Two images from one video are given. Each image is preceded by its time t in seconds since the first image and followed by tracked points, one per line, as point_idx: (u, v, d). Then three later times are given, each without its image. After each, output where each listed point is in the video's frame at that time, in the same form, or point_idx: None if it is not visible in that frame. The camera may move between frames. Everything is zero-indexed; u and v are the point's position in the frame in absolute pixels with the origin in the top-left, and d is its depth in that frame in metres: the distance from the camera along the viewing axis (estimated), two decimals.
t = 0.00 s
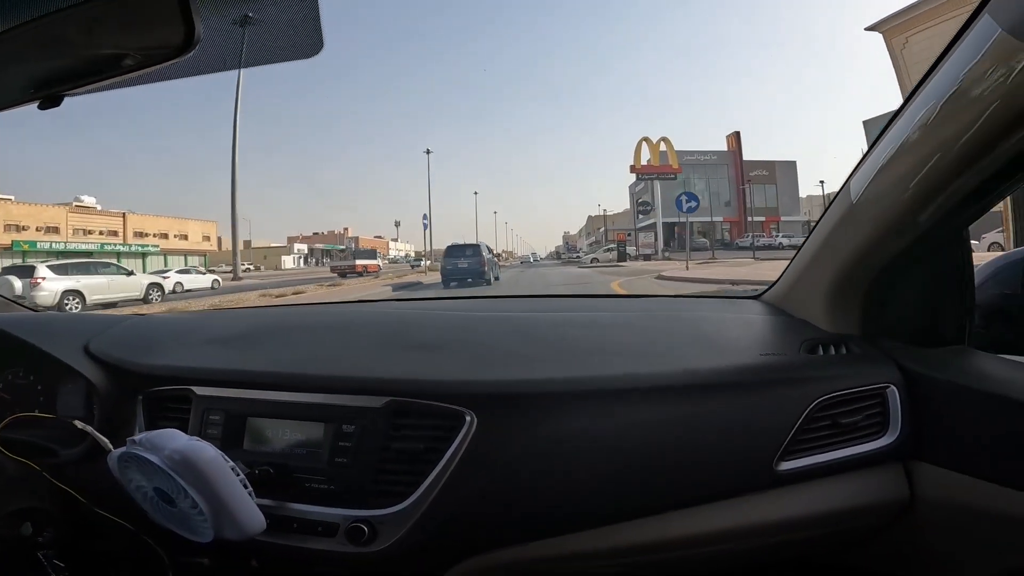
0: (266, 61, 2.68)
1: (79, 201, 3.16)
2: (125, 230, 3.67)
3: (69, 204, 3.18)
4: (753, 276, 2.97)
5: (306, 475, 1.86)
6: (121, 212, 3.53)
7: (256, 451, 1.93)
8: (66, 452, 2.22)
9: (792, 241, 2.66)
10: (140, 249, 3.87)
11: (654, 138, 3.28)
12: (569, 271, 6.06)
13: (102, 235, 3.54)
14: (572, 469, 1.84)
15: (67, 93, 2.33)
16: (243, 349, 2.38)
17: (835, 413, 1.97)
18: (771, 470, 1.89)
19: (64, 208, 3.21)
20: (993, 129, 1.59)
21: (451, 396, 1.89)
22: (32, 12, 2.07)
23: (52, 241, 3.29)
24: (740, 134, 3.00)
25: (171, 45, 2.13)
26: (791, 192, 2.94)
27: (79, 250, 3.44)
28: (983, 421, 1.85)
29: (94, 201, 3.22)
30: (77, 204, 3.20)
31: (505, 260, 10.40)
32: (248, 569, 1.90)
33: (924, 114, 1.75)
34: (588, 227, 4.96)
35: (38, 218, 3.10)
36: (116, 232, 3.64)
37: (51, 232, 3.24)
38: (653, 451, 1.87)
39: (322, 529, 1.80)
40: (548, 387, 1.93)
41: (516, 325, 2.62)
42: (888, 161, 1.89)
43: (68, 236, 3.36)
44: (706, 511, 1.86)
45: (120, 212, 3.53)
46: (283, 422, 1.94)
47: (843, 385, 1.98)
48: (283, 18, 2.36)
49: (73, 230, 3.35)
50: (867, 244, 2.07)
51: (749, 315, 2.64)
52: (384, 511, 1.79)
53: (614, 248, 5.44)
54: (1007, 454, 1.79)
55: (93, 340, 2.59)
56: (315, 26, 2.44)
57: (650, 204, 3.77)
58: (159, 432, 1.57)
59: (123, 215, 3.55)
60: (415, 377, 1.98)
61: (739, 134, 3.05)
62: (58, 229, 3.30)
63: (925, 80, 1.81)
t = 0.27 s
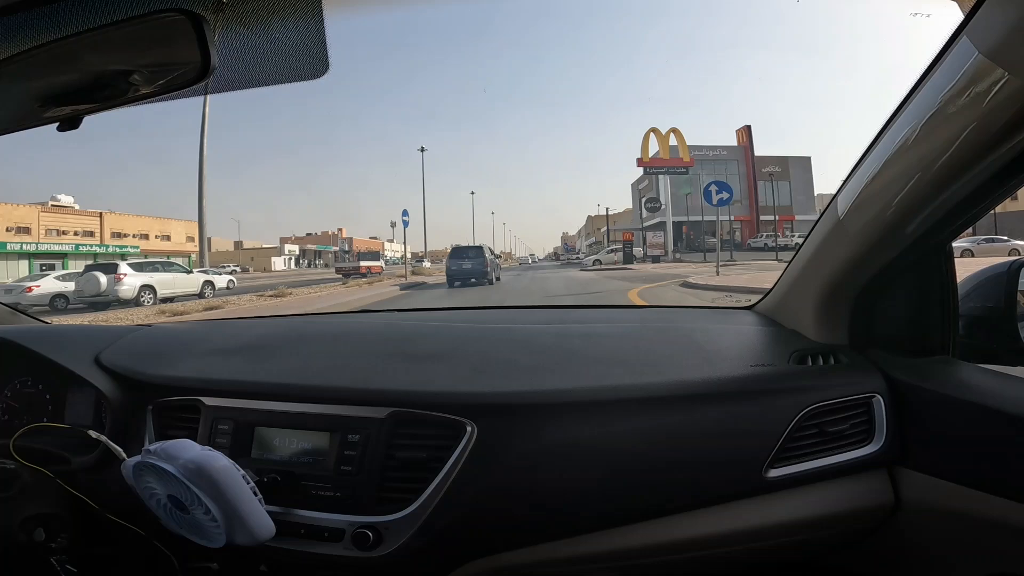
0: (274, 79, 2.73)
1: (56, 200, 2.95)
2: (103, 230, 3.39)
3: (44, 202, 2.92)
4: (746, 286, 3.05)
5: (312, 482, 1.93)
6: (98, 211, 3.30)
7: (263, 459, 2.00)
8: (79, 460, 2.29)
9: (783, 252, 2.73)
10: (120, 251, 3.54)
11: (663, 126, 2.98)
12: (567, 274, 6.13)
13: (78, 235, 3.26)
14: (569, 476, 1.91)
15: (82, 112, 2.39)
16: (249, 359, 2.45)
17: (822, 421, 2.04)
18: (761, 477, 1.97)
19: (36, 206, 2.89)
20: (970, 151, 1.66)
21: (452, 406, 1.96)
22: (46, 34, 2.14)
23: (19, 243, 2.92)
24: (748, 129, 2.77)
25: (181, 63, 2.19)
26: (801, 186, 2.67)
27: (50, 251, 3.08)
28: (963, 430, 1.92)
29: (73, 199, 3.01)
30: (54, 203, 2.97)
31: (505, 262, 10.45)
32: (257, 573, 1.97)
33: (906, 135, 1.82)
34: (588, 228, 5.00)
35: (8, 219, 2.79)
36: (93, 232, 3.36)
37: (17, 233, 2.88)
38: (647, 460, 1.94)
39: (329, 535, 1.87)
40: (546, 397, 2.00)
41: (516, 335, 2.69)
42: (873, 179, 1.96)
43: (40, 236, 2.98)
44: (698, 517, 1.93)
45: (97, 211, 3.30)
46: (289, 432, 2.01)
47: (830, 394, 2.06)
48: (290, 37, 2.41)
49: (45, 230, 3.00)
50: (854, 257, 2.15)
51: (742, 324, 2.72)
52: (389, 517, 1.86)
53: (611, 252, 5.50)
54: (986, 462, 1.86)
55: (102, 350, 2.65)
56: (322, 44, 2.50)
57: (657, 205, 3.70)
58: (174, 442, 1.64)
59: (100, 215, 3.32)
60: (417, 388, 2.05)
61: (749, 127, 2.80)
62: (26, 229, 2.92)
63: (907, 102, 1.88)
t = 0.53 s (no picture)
0: (278, 75, 2.70)
1: (32, 199, 2.82)
2: (79, 231, 3.27)
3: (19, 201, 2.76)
4: (751, 286, 3.03)
5: (315, 484, 1.90)
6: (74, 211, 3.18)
7: (265, 461, 1.97)
8: (77, 461, 2.25)
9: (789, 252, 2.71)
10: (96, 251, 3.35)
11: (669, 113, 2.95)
12: (568, 275, 6.09)
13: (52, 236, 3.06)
14: (576, 478, 1.88)
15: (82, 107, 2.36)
16: (250, 359, 2.42)
17: (832, 422, 2.02)
18: (770, 478, 1.94)
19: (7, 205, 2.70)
20: (987, 149, 1.64)
21: (458, 406, 1.94)
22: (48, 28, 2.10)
23: None
24: (763, 121, 2.76)
25: (185, 58, 2.16)
26: (818, 183, 2.48)
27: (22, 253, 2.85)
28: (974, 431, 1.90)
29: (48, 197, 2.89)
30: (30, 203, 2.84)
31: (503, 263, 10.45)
32: None
33: (920, 133, 1.79)
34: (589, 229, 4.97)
35: None
36: (70, 232, 3.21)
37: None
38: (655, 461, 1.91)
39: (332, 537, 1.84)
40: (552, 398, 1.98)
41: (520, 335, 2.66)
42: (885, 178, 1.94)
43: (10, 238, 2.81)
44: (706, 519, 1.91)
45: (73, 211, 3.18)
46: (292, 432, 1.98)
47: (840, 395, 2.03)
48: (295, 32, 2.38)
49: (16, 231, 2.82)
50: (864, 257, 2.12)
51: (748, 325, 2.69)
52: (393, 519, 1.83)
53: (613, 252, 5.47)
54: (997, 464, 1.84)
55: (101, 350, 2.62)
56: (328, 40, 2.48)
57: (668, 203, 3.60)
58: (175, 442, 1.60)
59: (77, 214, 3.20)
60: (422, 388, 2.02)
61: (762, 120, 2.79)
62: None
63: (921, 99, 1.86)
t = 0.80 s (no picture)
0: (277, 66, 2.65)
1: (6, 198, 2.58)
2: (54, 231, 2.95)
3: None
4: (756, 283, 2.98)
5: (312, 484, 1.85)
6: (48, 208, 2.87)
7: (261, 460, 1.92)
8: (68, 461, 2.20)
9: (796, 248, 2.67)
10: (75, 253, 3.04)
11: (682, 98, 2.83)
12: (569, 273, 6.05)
13: (22, 236, 2.82)
14: (580, 478, 1.84)
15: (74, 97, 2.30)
16: (247, 356, 2.36)
17: (842, 421, 1.98)
18: (779, 478, 1.90)
19: None
20: (1004, 141, 1.59)
21: (460, 405, 1.89)
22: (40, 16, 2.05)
23: None
24: (778, 113, 2.71)
25: (182, 48, 2.11)
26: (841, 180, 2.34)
27: None
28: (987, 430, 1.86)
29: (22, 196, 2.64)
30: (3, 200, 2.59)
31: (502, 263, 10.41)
32: None
33: (935, 125, 1.74)
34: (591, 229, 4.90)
35: None
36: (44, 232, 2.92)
37: None
38: (661, 461, 1.87)
39: (330, 539, 1.78)
40: (557, 396, 1.93)
41: (523, 333, 2.61)
42: (898, 171, 1.90)
43: None
44: (714, 520, 1.86)
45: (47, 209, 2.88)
46: (289, 432, 1.93)
47: (849, 393, 1.99)
48: (295, 21, 2.34)
49: None
50: (875, 252, 2.08)
51: (753, 322, 2.65)
52: (393, 521, 1.78)
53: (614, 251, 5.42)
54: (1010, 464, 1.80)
55: (94, 347, 2.57)
56: (329, 30, 2.43)
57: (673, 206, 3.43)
58: (167, 442, 1.55)
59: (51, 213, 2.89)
60: (423, 386, 1.97)
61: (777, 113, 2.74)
62: None
63: (936, 90, 1.81)
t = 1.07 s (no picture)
0: (275, 65, 2.64)
1: None
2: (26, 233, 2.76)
3: None
4: (755, 282, 2.98)
5: (311, 484, 1.84)
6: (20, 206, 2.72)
7: (260, 460, 1.91)
8: (65, 461, 2.19)
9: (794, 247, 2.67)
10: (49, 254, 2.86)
11: (702, 81, 2.83)
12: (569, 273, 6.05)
13: None
14: (580, 477, 1.83)
15: (72, 97, 2.29)
16: (246, 356, 2.36)
17: (841, 420, 1.98)
18: (778, 477, 1.90)
19: None
20: (1003, 140, 1.59)
21: (459, 404, 1.88)
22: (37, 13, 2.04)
23: None
24: (797, 104, 2.64)
25: (179, 47, 2.10)
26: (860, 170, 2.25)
27: None
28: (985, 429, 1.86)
29: None
30: None
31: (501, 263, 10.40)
32: None
33: (933, 124, 1.75)
34: (592, 229, 4.89)
35: None
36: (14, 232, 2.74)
37: None
38: (660, 460, 1.86)
39: (328, 539, 1.78)
40: (555, 395, 1.93)
41: (522, 332, 2.61)
42: (896, 170, 1.90)
43: None
44: (712, 520, 1.86)
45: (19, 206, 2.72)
46: (287, 431, 1.92)
47: (848, 392, 1.99)
48: (293, 21, 2.33)
49: None
50: (874, 252, 2.08)
51: (752, 321, 2.65)
52: (392, 521, 1.77)
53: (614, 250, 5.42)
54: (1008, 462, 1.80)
55: (91, 347, 2.56)
56: (327, 30, 2.42)
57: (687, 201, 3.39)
58: (165, 442, 1.54)
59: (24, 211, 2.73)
60: (422, 386, 1.97)
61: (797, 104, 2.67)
62: None
63: (935, 89, 1.81)
